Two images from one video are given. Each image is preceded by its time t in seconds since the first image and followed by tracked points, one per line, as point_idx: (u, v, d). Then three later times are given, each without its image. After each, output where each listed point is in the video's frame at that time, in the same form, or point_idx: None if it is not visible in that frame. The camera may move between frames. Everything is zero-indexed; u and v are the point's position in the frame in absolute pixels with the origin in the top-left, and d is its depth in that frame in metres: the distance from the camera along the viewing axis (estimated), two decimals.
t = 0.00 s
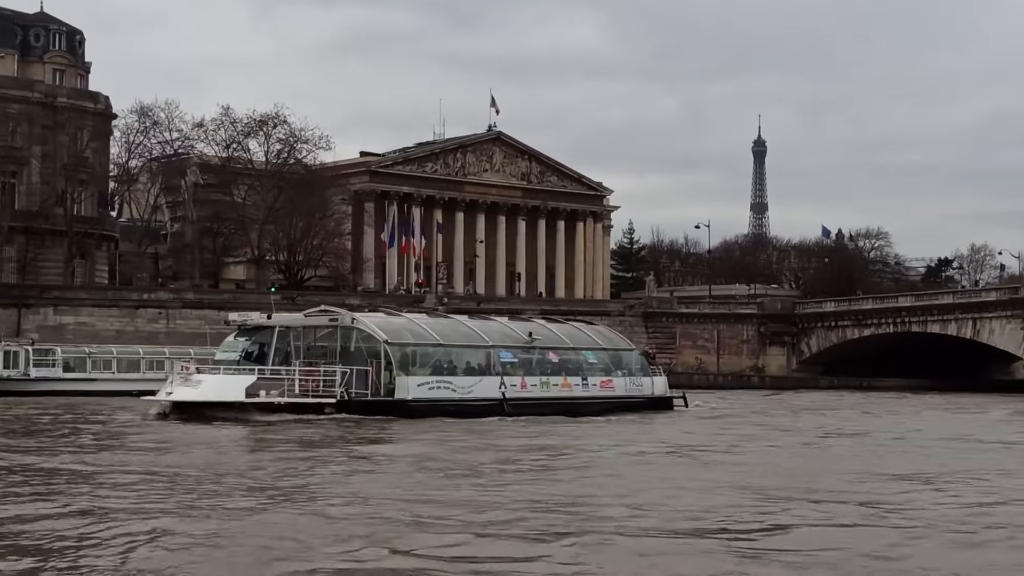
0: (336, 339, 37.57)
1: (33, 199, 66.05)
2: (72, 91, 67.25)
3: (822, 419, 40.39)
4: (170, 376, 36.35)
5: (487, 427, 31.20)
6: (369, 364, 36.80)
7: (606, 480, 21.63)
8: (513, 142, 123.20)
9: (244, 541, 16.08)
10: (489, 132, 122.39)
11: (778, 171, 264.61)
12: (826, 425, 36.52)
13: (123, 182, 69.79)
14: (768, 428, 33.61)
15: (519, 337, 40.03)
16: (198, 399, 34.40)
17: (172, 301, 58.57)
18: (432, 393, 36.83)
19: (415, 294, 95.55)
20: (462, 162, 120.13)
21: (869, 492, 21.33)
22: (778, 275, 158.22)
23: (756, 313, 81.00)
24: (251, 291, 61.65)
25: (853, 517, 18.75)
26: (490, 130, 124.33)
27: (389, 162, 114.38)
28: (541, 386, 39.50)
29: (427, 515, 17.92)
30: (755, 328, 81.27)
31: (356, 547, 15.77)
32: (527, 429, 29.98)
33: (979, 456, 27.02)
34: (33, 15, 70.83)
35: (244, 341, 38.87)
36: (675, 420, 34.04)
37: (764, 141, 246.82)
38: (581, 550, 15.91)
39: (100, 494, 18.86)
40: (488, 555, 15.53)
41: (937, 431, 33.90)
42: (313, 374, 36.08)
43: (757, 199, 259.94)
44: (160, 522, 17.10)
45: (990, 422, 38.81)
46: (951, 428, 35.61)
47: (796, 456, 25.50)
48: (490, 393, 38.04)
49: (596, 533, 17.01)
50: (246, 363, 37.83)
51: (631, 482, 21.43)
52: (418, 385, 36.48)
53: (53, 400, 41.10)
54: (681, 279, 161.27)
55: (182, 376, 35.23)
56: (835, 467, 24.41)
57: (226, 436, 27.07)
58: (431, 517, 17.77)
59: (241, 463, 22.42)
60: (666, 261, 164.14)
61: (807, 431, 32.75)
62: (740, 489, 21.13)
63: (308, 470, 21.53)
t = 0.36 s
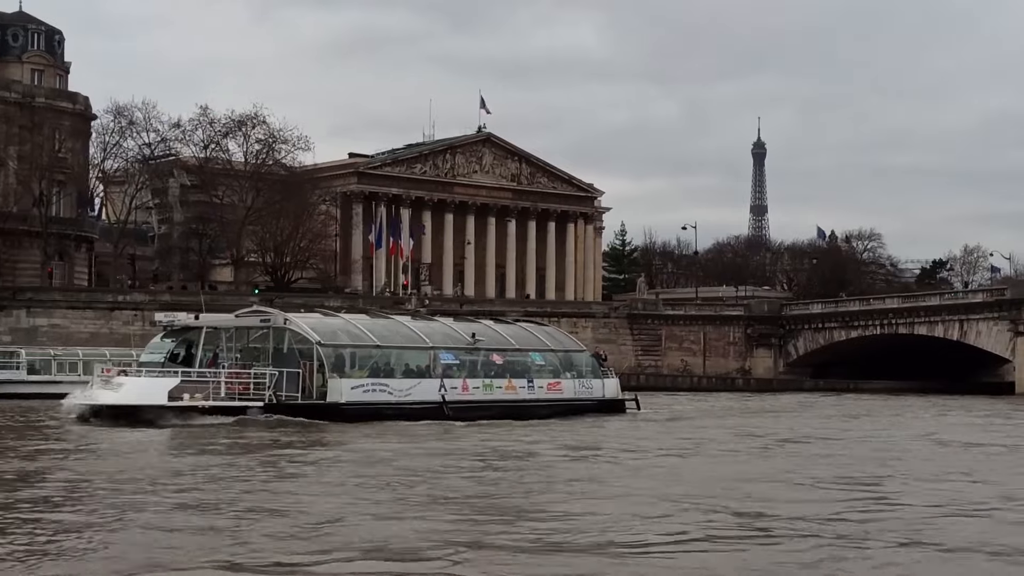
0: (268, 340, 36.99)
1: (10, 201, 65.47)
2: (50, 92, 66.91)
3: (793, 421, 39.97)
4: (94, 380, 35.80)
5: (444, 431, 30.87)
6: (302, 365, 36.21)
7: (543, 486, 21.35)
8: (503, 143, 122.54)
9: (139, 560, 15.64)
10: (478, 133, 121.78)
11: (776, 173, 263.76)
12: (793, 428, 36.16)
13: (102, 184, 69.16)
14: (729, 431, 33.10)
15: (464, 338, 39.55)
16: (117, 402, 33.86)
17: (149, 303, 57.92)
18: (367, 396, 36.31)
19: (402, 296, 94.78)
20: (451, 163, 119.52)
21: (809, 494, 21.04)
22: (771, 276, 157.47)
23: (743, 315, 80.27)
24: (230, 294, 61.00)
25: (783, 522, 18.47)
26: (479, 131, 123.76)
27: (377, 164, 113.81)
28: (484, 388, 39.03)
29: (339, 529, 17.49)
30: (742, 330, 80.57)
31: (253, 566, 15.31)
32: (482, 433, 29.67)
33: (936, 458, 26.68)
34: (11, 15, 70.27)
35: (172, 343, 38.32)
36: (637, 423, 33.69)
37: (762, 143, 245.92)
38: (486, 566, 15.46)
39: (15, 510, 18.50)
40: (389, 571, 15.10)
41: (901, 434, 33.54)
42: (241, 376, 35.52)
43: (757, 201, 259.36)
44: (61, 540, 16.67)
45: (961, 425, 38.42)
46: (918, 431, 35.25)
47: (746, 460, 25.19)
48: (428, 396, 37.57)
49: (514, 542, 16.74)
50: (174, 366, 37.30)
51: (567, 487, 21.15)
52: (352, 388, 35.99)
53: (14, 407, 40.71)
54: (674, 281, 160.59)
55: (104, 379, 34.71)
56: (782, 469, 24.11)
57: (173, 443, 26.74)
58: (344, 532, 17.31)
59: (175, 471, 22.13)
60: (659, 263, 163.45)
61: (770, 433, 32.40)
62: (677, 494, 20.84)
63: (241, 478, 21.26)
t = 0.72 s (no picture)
0: (202, 340, 36.44)
1: None
2: (31, 90, 66.43)
3: (767, 422, 39.56)
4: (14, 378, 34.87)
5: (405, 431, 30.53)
6: (235, 365, 35.56)
7: (488, 488, 20.98)
8: (494, 142, 121.93)
9: (44, 563, 15.18)
10: (470, 132, 121.16)
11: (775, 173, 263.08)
12: (763, 428, 35.77)
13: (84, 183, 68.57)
14: (695, 432, 32.61)
15: (410, 338, 39.06)
16: (38, 402, 33.00)
17: (127, 303, 57.34)
18: (304, 397, 35.54)
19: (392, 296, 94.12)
20: (442, 163, 118.96)
21: (756, 496, 20.68)
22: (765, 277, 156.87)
23: (732, 316, 79.64)
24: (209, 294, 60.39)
25: (720, 525, 18.11)
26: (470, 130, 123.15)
27: (367, 163, 113.24)
28: (429, 389, 38.48)
29: (259, 533, 17.01)
30: (730, 331, 80.03)
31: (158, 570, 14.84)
32: (441, 434, 29.30)
33: (898, 459, 26.28)
34: None
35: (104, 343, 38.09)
36: (603, 423, 33.27)
37: (761, 143, 245.27)
38: (399, 571, 14.98)
39: None
40: None
41: (869, 435, 33.13)
42: (170, 377, 34.92)
43: (757, 202, 258.97)
44: None
45: (935, 427, 38.02)
46: (889, 432, 34.82)
47: (702, 462, 24.83)
48: (370, 397, 36.87)
49: (438, 546, 16.38)
50: (107, 367, 36.68)
51: (512, 490, 20.79)
52: (289, 389, 35.26)
53: None
54: (668, 281, 160.00)
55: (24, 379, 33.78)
56: (738, 471, 23.75)
57: (124, 444, 26.38)
58: (263, 537, 16.82)
59: (114, 472, 21.76)
60: (653, 263, 162.88)
61: (736, 434, 32.05)
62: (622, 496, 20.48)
63: (178, 480, 20.89)
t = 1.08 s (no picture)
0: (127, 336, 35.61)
1: None
2: (9, 86, 65.81)
3: (738, 421, 39.13)
4: None
5: (361, 430, 30.12)
6: (157, 363, 34.80)
7: (425, 488, 20.60)
8: (485, 139, 121.23)
9: None
10: (460, 129, 120.46)
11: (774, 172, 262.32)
12: (731, 427, 35.35)
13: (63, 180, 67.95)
14: (655, 431, 32.09)
15: (345, 333, 38.83)
16: None
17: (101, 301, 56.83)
18: (230, 396, 34.82)
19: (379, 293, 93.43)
20: (432, 160, 118.32)
21: (697, 497, 20.27)
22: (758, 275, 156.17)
23: (719, 314, 79.06)
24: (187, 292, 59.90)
25: (652, 526, 17.71)
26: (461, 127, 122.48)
27: (356, 160, 112.59)
28: (365, 388, 38.22)
29: (164, 538, 16.55)
30: (717, 329, 79.38)
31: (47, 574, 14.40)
32: (396, 433, 28.89)
33: (857, 459, 25.87)
34: None
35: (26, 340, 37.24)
36: (565, 422, 32.85)
37: (760, 142, 244.44)
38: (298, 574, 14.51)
39: None
40: None
41: (836, 434, 32.70)
42: (89, 374, 34.05)
43: (758, 200, 258.31)
44: None
45: (907, 426, 37.58)
46: (857, 432, 34.38)
47: (653, 462, 24.43)
48: (300, 396, 36.25)
49: (349, 549, 15.98)
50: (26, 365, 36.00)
51: (449, 490, 20.40)
52: (212, 388, 34.45)
53: None
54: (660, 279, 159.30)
55: None
56: (688, 470, 23.36)
57: (69, 444, 25.99)
58: (168, 541, 16.35)
59: (41, 473, 21.32)
60: (646, 260, 162.21)
61: (700, 432, 31.63)
62: (561, 498, 20.07)
63: (103, 480, 20.46)
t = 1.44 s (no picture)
0: (47, 329, 35.71)
1: None
2: None
3: (703, 416, 38.73)
4: None
5: (311, 426, 29.72)
6: (76, 358, 34.70)
7: (350, 487, 20.23)
8: (475, 134, 120.56)
9: None
10: (450, 124, 119.80)
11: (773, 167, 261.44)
12: (693, 423, 34.93)
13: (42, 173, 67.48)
14: (610, 426, 31.72)
15: (277, 328, 38.62)
16: None
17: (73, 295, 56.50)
18: (150, 392, 34.63)
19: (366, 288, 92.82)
20: (421, 155, 117.69)
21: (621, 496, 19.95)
22: (751, 271, 155.46)
23: (705, 309, 78.49)
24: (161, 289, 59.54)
25: (568, 527, 17.32)
26: (451, 122, 121.84)
27: (344, 155, 112.00)
28: (297, 384, 37.91)
29: (58, 535, 16.27)
30: (704, 324, 78.79)
31: None
32: (345, 430, 28.51)
33: (806, 455, 25.46)
34: None
35: None
36: (522, 418, 32.46)
37: (760, 138, 243.37)
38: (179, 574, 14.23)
39: None
40: None
41: (795, 431, 32.30)
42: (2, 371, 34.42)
43: (758, 195, 257.44)
44: None
45: (874, 422, 37.14)
46: (819, 428, 33.97)
47: (595, 458, 24.05)
48: (224, 392, 36.06)
49: (242, 549, 15.67)
50: None
51: (374, 489, 20.02)
52: (130, 383, 34.23)
53: None
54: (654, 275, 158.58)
55: None
56: (628, 468, 23.00)
57: (7, 442, 25.72)
58: (61, 538, 16.08)
59: None
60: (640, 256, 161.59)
61: (657, 428, 31.23)
62: (488, 497, 19.69)
63: (19, 481, 20.17)
